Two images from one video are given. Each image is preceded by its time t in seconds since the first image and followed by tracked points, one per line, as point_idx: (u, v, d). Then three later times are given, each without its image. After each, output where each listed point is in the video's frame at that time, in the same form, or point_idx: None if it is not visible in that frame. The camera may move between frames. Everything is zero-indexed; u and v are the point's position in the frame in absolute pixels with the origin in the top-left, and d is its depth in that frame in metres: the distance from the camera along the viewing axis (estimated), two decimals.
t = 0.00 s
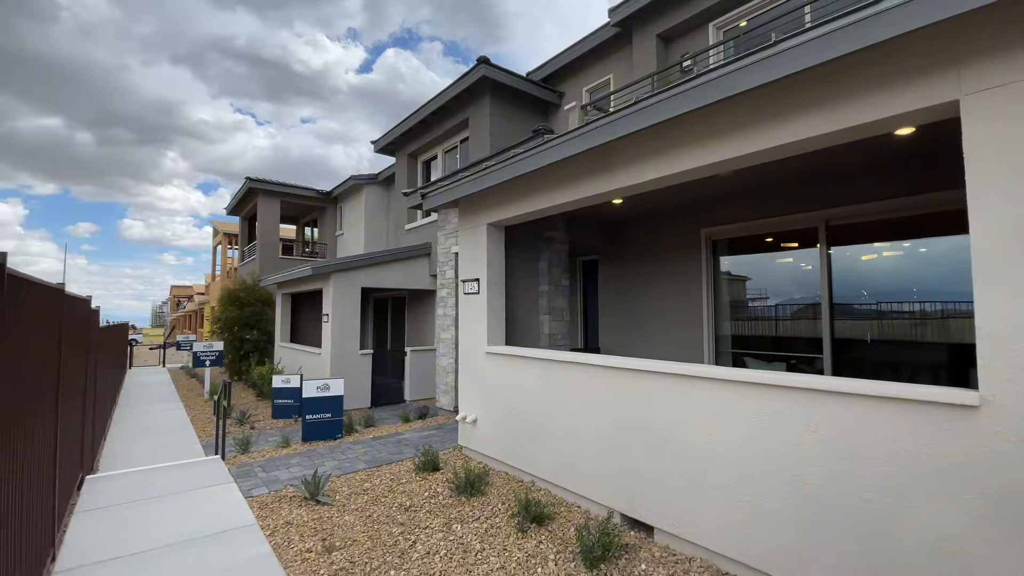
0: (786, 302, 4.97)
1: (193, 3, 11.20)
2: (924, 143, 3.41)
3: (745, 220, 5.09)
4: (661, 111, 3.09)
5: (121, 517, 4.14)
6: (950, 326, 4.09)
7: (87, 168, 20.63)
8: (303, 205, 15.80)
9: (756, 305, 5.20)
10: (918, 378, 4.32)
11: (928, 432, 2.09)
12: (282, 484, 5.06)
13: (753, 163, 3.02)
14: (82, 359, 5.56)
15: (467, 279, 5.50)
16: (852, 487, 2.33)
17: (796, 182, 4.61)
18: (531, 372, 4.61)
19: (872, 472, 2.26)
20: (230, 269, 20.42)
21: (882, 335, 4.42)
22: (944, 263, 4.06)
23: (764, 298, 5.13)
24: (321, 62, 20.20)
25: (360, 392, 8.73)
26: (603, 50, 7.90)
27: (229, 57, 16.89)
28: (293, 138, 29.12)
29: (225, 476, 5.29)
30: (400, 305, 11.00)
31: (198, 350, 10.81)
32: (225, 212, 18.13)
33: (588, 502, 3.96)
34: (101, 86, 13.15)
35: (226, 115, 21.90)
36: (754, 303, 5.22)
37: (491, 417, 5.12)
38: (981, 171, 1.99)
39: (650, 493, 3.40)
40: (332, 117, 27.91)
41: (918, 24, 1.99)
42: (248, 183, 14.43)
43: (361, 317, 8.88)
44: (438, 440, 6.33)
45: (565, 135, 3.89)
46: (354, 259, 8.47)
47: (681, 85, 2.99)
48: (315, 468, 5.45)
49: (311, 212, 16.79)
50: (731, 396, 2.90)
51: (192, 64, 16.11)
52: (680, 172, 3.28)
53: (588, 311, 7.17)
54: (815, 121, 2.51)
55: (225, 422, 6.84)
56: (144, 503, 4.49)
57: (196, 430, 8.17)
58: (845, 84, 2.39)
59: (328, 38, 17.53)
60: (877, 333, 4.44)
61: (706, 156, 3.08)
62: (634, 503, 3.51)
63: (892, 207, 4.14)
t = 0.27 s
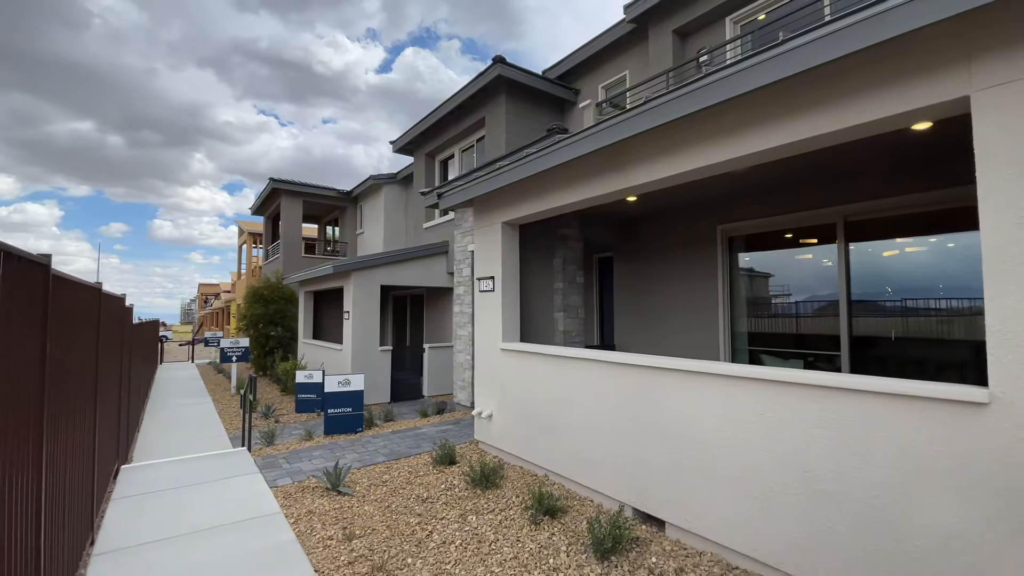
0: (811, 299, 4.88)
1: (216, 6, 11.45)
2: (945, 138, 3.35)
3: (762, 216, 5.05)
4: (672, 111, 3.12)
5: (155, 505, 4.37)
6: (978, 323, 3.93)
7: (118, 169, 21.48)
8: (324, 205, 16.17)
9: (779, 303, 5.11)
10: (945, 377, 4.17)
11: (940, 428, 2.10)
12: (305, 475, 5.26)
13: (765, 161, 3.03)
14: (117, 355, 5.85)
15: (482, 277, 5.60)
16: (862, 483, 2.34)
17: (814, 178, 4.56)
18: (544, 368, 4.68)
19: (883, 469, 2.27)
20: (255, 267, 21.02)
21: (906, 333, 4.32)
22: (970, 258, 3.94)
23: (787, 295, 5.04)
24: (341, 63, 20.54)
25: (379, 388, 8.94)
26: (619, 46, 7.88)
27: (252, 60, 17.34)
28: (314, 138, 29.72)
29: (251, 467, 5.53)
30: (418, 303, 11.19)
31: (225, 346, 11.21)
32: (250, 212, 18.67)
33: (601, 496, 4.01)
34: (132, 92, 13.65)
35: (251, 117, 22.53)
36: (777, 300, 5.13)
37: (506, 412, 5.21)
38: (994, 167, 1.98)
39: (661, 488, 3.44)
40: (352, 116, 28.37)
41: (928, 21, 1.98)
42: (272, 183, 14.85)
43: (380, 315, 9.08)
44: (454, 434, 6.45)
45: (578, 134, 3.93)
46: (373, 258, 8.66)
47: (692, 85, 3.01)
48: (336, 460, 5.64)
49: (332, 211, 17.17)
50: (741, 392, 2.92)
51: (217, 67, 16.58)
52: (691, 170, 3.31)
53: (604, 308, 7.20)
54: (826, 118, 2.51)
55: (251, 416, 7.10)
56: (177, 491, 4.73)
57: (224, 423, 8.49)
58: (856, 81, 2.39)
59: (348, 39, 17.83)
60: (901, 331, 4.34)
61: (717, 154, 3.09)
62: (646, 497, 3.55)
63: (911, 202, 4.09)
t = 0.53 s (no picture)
0: (832, 296, 4.78)
1: (236, 10, 11.74)
2: (958, 133, 3.30)
3: (773, 214, 5.02)
4: (677, 110, 3.15)
5: (181, 494, 4.57)
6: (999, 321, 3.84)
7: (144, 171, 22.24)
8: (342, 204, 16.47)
9: (800, 299, 5.00)
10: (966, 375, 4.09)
11: (940, 425, 2.11)
12: (321, 468, 5.43)
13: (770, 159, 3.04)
14: (144, 350, 6.12)
15: (493, 275, 5.69)
16: (864, 479, 2.36)
17: (825, 175, 4.52)
18: (553, 365, 4.75)
19: (884, 465, 2.28)
20: (275, 266, 21.53)
21: (925, 331, 4.26)
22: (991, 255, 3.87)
23: (807, 292, 4.94)
24: (358, 63, 20.84)
25: (395, 384, 9.12)
26: (631, 44, 7.87)
27: (271, 62, 17.74)
28: (332, 138, 30.21)
29: (270, 459, 5.73)
30: (433, 301, 11.35)
31: (246, 343, 11.55)
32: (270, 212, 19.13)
33: (608, 491, 4.07)
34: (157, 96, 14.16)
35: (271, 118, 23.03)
36: (797, 297, 5.03)
37: (517, 408, 5.30)
38: (995, 164, 1.98)
39: (667, 483, 3.48)
40: (369, 116, 28.74)
41: (927, 20, 1.99)
42: (291, 184, 15.20)
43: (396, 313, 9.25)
44: (467, 430, 6.57)
45: (585, 134, 3.98)
46: (388, 257, 8.83)
47: (696, 84, 3.04)
48: (352, 453, 5.80)
49: (349, 211, 17.48)
50: (745, 389, 2.95)
51: (238, 70, 17.01)
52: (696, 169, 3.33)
53: (616, 306, 7.22)
54: (829, 116, 2.52)
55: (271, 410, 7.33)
56: (201, 482, 4.94)
57: (245, 417, 8.78)
58: (859, 78, 2.40)
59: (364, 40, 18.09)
60: (920, 329, 4.27)
61: (722, 152, 3.12)
62: (652, 492, 3.60)
63: (926, 198, 4.03)
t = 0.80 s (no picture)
0: (846, 295, 4.71)
1: (252, 13, 11.98)
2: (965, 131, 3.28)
3: (781, 212, 5.01)
4: (679, 111, 3.19)
5: (200, 486, 4.76)
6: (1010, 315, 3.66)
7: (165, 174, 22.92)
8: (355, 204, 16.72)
9: (814, 298, 4.96)
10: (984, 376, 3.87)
11: (938, 423, 2.13)
12: (335, 462, 5.58)
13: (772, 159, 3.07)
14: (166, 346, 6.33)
15: (502, 274, 5.77)
16: (864, 476, 2.38)
17: (833, 173, 4.50)
18: (560, 363, 4.81)
19: (883, 463, 2.30)
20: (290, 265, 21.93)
21: (940, 329, 4.13)
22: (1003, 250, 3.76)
23: (822, 291, 4.89)
24: (371, 64, 21.09)
25: (406, 381, 9.27)
26: (641, 42, 7.87)
27: (286, 64, 18.07)
28: (346, 138, 30.60)
29: (286, 453, 5.90)
30: (444, 300, 11.48)
31: (263, 340, 11.82)
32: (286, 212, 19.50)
33: (614, 487, 4.12)
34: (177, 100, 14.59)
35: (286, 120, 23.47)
36: (812, 296, 4.98)
37: (524, 405, 5.37)
38: (993, 164, 2.00)
39: (671, 479, 3.52)
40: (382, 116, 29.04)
41: (924, 22, 2.02)
42: (305, 184, 15.48)
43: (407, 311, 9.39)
44: (476, 426, 6.66)
45: (591, 135, 4.04)
46: (400, 256, 8.98)
47: (699, 86, 3.08)
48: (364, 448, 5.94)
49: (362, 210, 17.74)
50: (747, 387, 2.98)
51: (254, 72, 17.37)
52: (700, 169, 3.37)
53: (625, 304, 7.25)
54: (829, 117, 2.54)
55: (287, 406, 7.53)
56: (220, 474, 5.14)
57: (262, 413, 9.01)
58: (859, 79, 2.42)
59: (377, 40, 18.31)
60: (936, 327, 4.15)
61: (725, 153, 3.15)
62: (656, 489, 3.65)
63: (930, 197, 4.00)
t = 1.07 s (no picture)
0: (856, 294, 4.69)
1: (264, 18, 12.18)
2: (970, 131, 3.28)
3: (787, 212, 5.01)
4: (682, 114, 3.24)
5: (216, 482, 4.89)
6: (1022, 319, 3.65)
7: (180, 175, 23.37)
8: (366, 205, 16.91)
9: (824, 298, 4.95)
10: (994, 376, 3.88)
11: (936, 423, 2.15)
12: (345, 459, 5.70)
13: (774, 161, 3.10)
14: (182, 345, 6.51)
15: (509, 275, 5.84)
16: (863, 475, 2.41)
17: (839, 174, 4.50)
18: (566, 362, 4.87)
19: (882, 461, 2.33)
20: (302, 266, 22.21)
21: (953, 330, 4.12)
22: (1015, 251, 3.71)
23: (834, 290, 4.87)
24: (382, 65, 21.27)
25: (416, 381, 9.38)
26: (648, 43, 7.88)
27: (298, 66, 18.33)
28: (357, 139, 30.89)
29: (298, 450, 6.03)
30: (453, 300, 11.59)
31: (275, 340, 12.03)
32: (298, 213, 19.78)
33: (620, 485, 4.17)
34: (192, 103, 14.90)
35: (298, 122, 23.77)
36: (822, 295, 4.97)
37: (531, 404, 5.44)
38: (990, 167, 2.03)
39: (674, 478, 3.56)
40: (392, 117, 29.26)
41: (920, 28, 2.05)
42: (317, 185, 15.71)
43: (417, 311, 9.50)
44: (484, 425, 6.74)
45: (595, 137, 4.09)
46: (409, 257, 9.09)
47: (701, 89, 3.12)
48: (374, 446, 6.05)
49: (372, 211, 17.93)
50: (749, 387, 3.01)
51: (266, 75, 17.65)
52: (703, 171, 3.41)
53: (632, 305, 7.28)
54: (830, 120, 2.57)
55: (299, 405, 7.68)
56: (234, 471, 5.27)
57: (275, 411, 9.18)
58: (858, 83, 2.45)
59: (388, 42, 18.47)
60: (947, 328, 4.14)
61: (727, 155, 3.19)
62: (660, 487, 3.69)
63: (939, 197, 3.99)
